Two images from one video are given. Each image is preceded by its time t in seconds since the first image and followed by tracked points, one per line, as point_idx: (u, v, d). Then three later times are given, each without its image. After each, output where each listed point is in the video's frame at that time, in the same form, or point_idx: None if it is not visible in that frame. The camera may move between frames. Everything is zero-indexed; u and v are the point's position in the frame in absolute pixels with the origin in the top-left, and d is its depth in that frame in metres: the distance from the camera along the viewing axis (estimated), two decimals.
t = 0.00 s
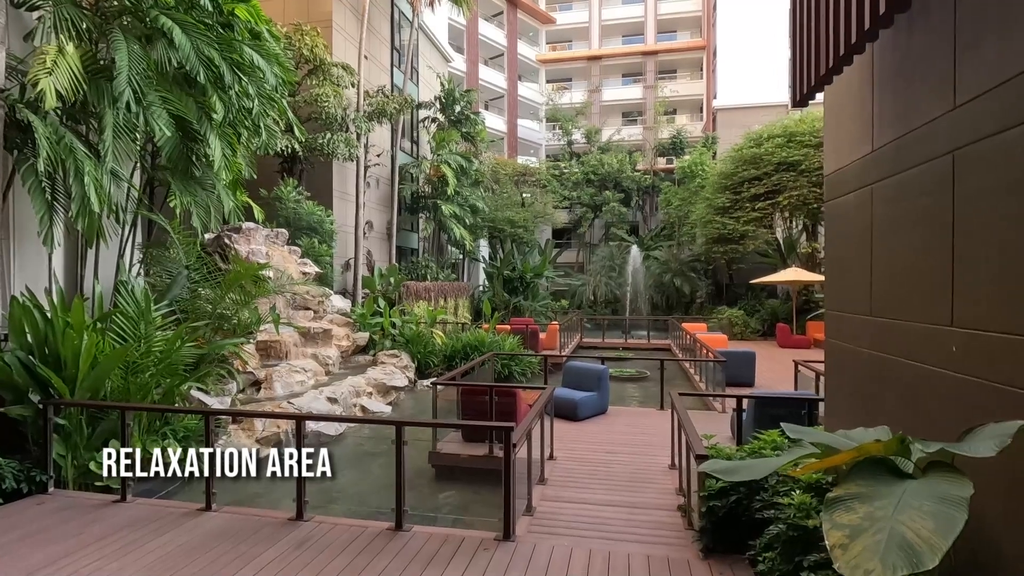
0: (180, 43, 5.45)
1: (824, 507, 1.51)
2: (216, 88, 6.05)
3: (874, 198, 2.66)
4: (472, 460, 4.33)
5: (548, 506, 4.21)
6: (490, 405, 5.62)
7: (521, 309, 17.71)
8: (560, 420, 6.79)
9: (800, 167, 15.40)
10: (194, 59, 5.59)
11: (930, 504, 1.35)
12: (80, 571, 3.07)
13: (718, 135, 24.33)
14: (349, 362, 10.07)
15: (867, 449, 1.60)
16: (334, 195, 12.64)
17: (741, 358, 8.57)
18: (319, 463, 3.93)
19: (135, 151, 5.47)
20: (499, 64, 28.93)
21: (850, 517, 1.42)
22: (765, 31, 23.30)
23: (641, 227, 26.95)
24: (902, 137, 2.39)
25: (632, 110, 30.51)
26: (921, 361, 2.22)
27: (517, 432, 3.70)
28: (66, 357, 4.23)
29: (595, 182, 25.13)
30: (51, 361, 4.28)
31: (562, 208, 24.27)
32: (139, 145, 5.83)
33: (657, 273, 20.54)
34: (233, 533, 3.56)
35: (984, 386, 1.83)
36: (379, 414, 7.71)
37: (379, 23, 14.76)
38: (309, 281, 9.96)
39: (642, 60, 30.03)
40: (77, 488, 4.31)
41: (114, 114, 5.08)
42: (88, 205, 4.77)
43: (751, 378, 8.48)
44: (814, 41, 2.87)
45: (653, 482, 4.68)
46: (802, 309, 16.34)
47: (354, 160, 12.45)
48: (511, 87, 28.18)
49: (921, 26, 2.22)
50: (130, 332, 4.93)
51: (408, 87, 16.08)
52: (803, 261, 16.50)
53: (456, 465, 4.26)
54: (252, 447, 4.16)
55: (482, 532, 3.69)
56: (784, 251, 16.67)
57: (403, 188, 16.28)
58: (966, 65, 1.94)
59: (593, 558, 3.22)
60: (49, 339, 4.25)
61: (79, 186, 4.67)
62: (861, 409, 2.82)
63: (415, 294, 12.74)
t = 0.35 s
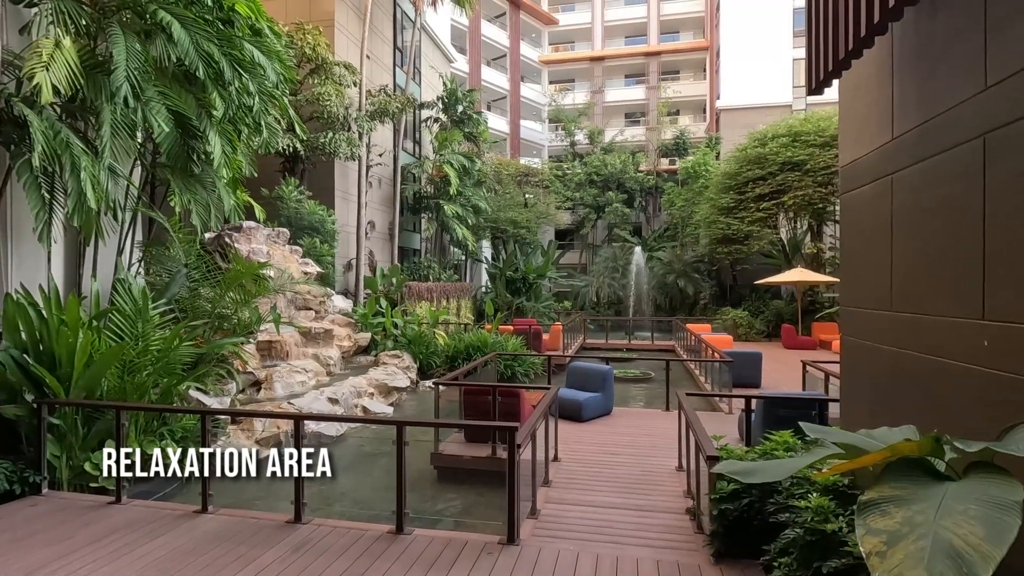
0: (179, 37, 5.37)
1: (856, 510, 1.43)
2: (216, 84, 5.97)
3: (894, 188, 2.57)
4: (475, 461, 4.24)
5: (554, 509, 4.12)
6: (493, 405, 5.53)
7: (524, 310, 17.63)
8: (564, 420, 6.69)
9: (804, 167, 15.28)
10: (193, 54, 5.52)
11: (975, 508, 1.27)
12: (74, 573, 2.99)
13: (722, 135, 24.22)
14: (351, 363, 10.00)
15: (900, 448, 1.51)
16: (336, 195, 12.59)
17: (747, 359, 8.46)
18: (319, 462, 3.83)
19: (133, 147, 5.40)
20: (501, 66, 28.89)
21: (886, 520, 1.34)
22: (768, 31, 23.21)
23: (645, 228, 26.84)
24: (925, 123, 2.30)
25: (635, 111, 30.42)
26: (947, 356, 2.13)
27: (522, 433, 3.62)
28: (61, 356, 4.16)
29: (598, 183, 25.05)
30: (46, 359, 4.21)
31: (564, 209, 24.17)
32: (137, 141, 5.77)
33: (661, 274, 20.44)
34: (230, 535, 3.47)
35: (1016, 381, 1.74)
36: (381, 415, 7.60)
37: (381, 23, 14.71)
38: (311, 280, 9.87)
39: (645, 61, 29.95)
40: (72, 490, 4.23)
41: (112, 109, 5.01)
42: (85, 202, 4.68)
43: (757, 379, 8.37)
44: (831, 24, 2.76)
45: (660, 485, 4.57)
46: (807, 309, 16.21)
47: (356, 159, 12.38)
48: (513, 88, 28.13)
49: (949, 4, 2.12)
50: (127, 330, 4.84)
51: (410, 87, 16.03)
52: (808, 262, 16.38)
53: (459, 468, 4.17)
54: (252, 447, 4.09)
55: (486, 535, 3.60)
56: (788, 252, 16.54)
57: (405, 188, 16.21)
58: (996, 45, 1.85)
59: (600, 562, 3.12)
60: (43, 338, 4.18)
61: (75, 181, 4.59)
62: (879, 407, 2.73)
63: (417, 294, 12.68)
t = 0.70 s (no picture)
0: (179, 27, 5.26)
1: (917, 508, 1.30)
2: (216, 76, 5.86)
3: (927, 168, 2.43)
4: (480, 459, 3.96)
5: (563, 510, 3.97)
6: (499, 403, 5.39)
7: (528, 310, 17.51)
8: (572, 420, 6.54)
9: (812, 165, 15.13)
10: (193, 45, 5.41)
11: None
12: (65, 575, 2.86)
13: (727, 135, 24.05)
14: (354, 362, 9.87)
15: (961, 439, 1.38)
16: (339, 193, 12.48)
17: (757, 358, 8.30)
18: (319, 463, 3.71)
19: (132, 140, 5.30)
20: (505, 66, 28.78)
21: (955, 519, 1.21)
22: (774, 29, 23.04)
23: (649, 228, 26.68)
24: (965, 95, 2.16)
25: (639, 111, 30.27)
26: (994, 343, 1.98)
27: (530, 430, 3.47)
28: (55, 350, 4.05)
29: (602, 183, 24.92)
30: (41, 355, 4.11)
31: (569, 208, 24.03)
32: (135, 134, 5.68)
33: (666, 274, 20.28)
34: (227, 535, 3.34)
35: None
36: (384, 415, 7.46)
37: (385, 21, 14.61)
38: (313, 279, 9.76)
39: (650, 61, 29.81)
40: (67, 488, 4.11)
41: (110, 100, 4.89)
42: (81, 193, 4.57)
43: (768, 378, 8.21)
44: None
45: (672, 485, 4.43)
46: (815, 309, 16.02)
47: (359, 157, 12.26)
48: (517, 88, 28.03)
49: None
50: (125, 326, 4.71)
51: (414, 85, 15.92)
52: (816, 261, 16.21)
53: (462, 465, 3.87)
54: (253, 447, 3.96)
55: (493, 537, 3.46)
56: (795, 251, 16.37)
57: (409, 187, 16.12)
58: None
59: (613, 565, 2.98)
60: (37, 332, 4.07)
61: (71, 173, 4.49)
62: (911, 400, 2.58)
63: (421, 294, 12.56)
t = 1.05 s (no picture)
0: (178, 21, 5.17)
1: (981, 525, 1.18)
2: (216, 72, 5.78)
3: (959, 157, 2.31)
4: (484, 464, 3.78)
5: (570, 516, 3.84)
6: (504, 405, 5.27)
7: (532, 312, 17.40)
8: (577, 423, 6.41)
9: (818, 165, 14.99)
10: (193, 39, 5.31)
11: None
12: None
13: (731, 136, 23.93)
14: (356, 364, 9.76)
15: None
16: (341, 193, 12.39)
17: (765, 360, 8.16)
18: (319, 462, 3.58)
19: (130, 137, 5.20)
20: (508, 67, 28.71)
21: None
22: (779, 30, 22.93)
23: (653, 230, 26.53)
24: (1001, 80, 2.03)
25: (643, 112, 30.15)
26: None
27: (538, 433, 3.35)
28: (48, 350, 3.95)
29: (605, 184, 24.82)
30: (33, 355, 4.01)
31: (573, 210, 23.91)
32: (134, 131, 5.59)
33: (670, 275, 20.14)
34: (223, 542, 3.23)
35: None
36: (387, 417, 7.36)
37: (388, 21, 14.53)
38: (315, 279, 9.65)
39: (653, 62, 29.71)
40: (59, 493, 4.01)
41: (108, 96, 4.80)
42: (75, 190, 4.47)
43: (776, 381, 8.07)
44: None
45: (682, 490, 4.30)
46: (822, 310, 15.86)
47: (362, 157, 12.16)
48: (520, 89, 27.96)
49: None
50: (121, 325, 4.61)
51: (417, 86, 15.84)
52: (822, 263, 16.07)
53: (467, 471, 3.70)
54: (254, 447, 3.86)
55: (498, 544, 3.35)
56: (801, 252, 16.24)
57: (411, 188, 16.02)
58: None
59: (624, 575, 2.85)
60: (29, 331, 3.96)
61: (67, 168, 4.40)
62: (943, 404, 2.45)
63: (424, 295, 12.46)
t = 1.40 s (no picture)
0: (173, 13, 5.10)
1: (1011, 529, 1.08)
2: (213, 65, 5.70)
3: (981, 141, 2.22)
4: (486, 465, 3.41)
5: (572, 517, 3.73)
6: (505, 404, 5.15)
7: (534, 311, 17.29)
8: (580, 423, 6.29)
9: (823, 164, 14.85)
10: (188, 31, 5.24)
11: None
12: None
13: (734, 136, 23.79)
14: (356, 363, 9.66)
15: None
16: (342, 191, 12.30)
17: (771, 360, 8.03)
18: (320, 462, 3.46)
19: (124, 129, 5.11)
20: (510, 67, 28.62)
21: None
22: (782, 29, 22.81)
23: (655, 230, 26.39)
24: None
25: (645, 112, 30.04)
26: None
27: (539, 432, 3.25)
28: (37, 346, 3.86)
29: (608, 184, 24.72)
30: (21, 351, 3.92)
31: (575, 210, 23.79)
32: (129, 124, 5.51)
33: (673, 275, 20.01)
34: (213, 544, 3.13)
35: None
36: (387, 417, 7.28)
37: (389, 19, 14.45)
38: (315, 278, 9.55)
39: (656, 62, 29.60)
40: (48, 493, 3.92)
41: (101, 87, 4.72)
42: (67, 182, 4.38)
43: (782, 381, 7.95)
44: None
45: (688, 491, 4.18)
46: (826, 311, 15.71)
47: (362, 155, 12.06)
48: (522, 89, 27.87)
49: None
50: (115, 321, 4.53)
51: (418, 84, 15.74)
52: (826, 263, 15.95)
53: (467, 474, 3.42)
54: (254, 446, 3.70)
55: (496, 547, 3.27)
56: (805, 252, 16.13)
57: (413, 187, 15.93)
58: None
59: None
60: (18, 327, 3.87)
61: (57, 159, 4.30)
62: (959, 398, 2.37)
63: (425, 294, 12.38)
